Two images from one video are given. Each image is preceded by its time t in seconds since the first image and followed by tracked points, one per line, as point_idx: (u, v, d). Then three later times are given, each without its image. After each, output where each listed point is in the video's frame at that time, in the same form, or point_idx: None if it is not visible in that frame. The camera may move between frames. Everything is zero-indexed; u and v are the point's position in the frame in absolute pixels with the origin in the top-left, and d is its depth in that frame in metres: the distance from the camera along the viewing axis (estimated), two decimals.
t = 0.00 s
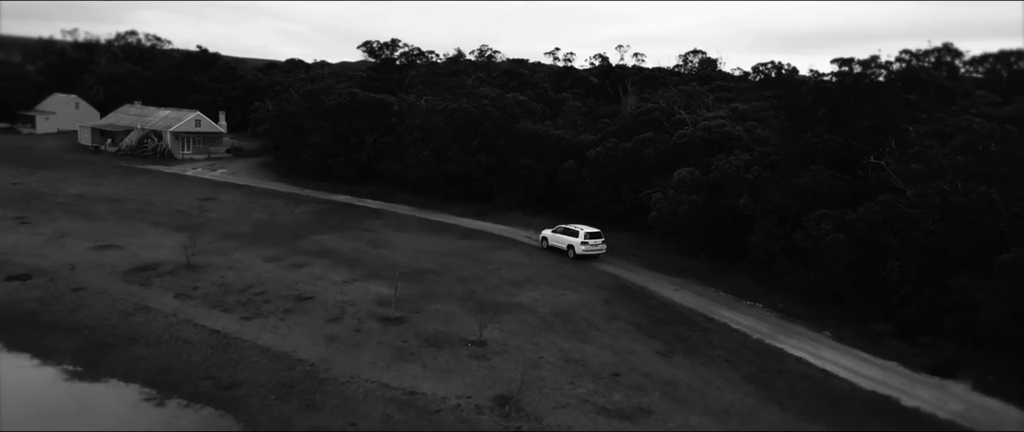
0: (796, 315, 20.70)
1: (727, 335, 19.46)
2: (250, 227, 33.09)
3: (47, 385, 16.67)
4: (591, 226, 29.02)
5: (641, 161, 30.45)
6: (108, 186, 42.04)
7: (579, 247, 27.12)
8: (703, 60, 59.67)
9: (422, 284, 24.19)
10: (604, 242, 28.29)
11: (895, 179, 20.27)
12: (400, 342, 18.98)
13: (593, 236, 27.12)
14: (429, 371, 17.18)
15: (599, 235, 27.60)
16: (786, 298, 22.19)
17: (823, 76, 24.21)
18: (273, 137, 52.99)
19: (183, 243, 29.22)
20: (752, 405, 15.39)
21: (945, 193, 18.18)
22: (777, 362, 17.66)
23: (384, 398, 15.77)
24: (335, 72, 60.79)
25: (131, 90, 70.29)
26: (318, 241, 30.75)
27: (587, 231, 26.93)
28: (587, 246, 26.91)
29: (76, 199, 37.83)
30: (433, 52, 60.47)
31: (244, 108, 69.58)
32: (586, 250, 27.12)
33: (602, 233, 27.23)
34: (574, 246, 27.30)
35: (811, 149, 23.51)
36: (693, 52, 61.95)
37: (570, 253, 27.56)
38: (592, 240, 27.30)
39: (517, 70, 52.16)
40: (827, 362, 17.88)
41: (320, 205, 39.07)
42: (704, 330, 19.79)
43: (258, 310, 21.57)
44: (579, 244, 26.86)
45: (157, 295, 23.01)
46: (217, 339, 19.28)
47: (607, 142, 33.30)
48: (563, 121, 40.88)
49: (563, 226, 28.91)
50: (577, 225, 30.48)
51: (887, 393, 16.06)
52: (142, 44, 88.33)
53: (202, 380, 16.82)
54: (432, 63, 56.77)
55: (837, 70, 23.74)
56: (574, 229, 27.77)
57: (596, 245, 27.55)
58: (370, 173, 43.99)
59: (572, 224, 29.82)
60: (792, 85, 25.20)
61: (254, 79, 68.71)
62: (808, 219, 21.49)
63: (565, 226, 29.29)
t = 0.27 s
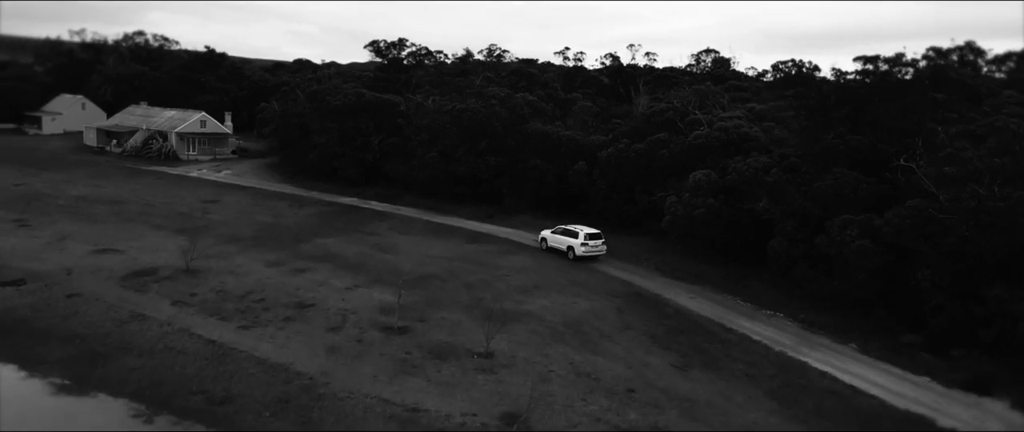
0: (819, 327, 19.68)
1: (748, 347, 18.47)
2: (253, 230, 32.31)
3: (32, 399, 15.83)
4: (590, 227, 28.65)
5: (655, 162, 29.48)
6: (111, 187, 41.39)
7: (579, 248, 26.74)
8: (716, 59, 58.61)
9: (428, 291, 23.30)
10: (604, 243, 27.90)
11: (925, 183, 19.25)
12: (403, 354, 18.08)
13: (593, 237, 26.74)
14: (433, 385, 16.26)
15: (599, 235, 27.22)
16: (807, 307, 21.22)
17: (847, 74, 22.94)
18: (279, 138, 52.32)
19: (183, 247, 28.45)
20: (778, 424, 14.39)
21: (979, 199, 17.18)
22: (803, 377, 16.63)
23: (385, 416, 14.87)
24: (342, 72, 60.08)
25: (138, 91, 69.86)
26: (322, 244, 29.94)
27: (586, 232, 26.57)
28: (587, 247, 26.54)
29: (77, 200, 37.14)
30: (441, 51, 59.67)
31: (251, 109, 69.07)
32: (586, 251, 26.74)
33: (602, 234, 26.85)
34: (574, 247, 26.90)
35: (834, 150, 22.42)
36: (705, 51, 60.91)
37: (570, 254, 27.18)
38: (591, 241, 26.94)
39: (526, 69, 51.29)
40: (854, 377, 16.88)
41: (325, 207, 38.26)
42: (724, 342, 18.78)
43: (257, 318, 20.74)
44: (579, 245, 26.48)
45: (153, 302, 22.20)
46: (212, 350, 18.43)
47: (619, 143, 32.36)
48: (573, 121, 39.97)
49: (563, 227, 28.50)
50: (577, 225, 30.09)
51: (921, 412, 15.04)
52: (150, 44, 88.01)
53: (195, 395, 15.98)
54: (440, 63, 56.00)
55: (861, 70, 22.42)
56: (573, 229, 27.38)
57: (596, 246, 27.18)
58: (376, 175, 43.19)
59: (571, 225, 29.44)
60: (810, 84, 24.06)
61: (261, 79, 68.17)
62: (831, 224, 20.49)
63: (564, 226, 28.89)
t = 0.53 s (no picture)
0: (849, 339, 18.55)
1: (773, 361, 17.35)
2: (256, 233, 31.44)
3: (12, 415, 14.93)
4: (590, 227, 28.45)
5: (671, 164, 28.40)
6: (115, 189, 40.66)
7: (579, 249, 26.53)
8: (732, 59, 57.34)
9: (435, 299, 22.31)
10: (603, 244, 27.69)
11: (962, 189, 18.10)
12: (407, 367, 17.09)
13: (593, 238, 26.54)
14: (437, 403, 15.24)
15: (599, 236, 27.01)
16: (834, 319, 20.09)
17: (876, 71, 21.69)
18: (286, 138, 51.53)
19: (184, 251, 27.61)
20: None
21: None
22: (834, 396, 15.49)
23: None
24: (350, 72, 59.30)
25: (147, 91, 69.34)
26: (326, 249, 29.03)
27: (586, 232, 26.37)
28: (587, 248, 26.34)
29: (79, 202, 36.39)
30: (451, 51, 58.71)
31: (259, 109, 68.44)
32: (586, 251, 26.53)
33: (601, 234, 26.64)
34: (574, 247, 26.68)
35: (863, 153, 21.26)
36: (721, 50, 59.64)
37: (569, 255, 26.95)
38: (591, 242, 26.78)
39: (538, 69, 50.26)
40: (889, 395, 15.75)
41: (331, 209, 37.37)
42: (747, 356, 17.67)
43: (254, 327, 19.81)
44: (579, 246, 26.25)
45: (148, 310, 21.32)
46: (206, 362, 17.49)
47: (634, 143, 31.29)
48: (586, 121, 38.91)
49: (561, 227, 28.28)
50: (576, 225, 29.89)
51: None
52: (159, 44, 87.61)
53: (184, 412, 15.05)
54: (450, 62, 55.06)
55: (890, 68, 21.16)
56: (572, 230, 27.18)
57: (595, 246, 26.98)
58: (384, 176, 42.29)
59: (570, 225, 29.22)
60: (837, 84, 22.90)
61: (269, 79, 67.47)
62: (860, 231, 19.36)
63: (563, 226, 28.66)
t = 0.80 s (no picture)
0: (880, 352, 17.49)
1: (801, 377, 16.30)
2: (261, 236, 30.65)
3: None
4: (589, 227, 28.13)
5: (688, 165, 27.38)
6: (120, 190, 40.01)
7: (579, 249, 26.20)
8: (747, 57, 56.20)
9: (443, 306, 21.41)
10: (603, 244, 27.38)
11: (1003, 194, 17.01)
12: (412, 381, 16.16)
13: (593, 238, 26.22)
14: (444, 421, 14.30)
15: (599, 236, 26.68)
16: (863, 330, 19.04)
17: (907, 69, 20.44)
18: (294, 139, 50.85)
19: (186, 255, 26.84)
20: None
21: None
22: (869, 415, 14.42)
23: None
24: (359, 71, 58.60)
25: (156, 91, 68.84)
26: (332, 253, 28.19)
27: (586, 233, 26.06)
28: (587, 248, 26.01)
29: (83, 204, 35.72)
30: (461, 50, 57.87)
31: (268, 109, 67.88)
32: (586, 252, 26.19)
33: (602, 235, 26.32)
34: (574, 248, 26.34)
35: (893, 154, 20.16)
36: (736, 49, 58.51)
37: (569, 256, 26.61)
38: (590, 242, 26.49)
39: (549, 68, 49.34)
40: (928, 414, 14.67)
41: (338, 211, 36.55)
42: (773, 371, 16.61)
43: (254, 337, 18.97)
44: (579, 246, 25.92)
45: (145, 317, 20.51)
46: (201, 374, 16.64)
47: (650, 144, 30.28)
48: (599, 121, 37.94)
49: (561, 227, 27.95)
50: (575, 225, 29.57)
51: None
52: (169, 44, 87.31)
53: (176, 430, 14.18)
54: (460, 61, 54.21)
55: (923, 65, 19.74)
56: (572, 230, 26.85)
57: (596, 247, 26.66)
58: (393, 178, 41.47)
59: (569, 225, 28.89)
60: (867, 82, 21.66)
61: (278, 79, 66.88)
62: (892, 237, 18.29)
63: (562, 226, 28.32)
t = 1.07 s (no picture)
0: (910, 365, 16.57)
1: (829, 392, 15.38)
2: (266, 239, 29.99)
3: None
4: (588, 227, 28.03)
5: (704, 167, 26.44)
6: (125, 191, 39.47)
7: (579, 250, 26.11)
8: (762, 56, 55.15)
9: (450, 313, 20.63)
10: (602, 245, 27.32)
11: None
12: (417, 395, 15.36)
13: (593, 239, 26.15)
14: None
15: (599, 237, 26.64)
16: (891, 342, 18.06)
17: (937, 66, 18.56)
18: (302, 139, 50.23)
19: (188, 259, 26.18)
20: None
21: None
22: None
23: None
24: (367, 71, 57.96)
25: (164, 91, 68.42)
26: (337, 256, 27.47)
27: (587, 233, 25.98)
28: (588, 249, 25.95)
29: (87, 206, 35.16)
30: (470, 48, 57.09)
31: (276, 109, 67.36)
32: (586, 252, 26.11)
33: (602, 235, 26.26)
34: (574, 248, 26.24)
35: (922, 155, 19.10)
36: (750, 47, 57.45)
37: (569, 256, 26.50)
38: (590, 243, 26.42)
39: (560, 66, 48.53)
40: None
41: (344, 213, 35.84)
42: (799, 386, 15.70)
43: (253, 346, 18.23)
44: (580, 247, 25.84)
45: (142, 324, 19.81)
46: (197, 386, 15.90)
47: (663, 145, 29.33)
48: (612, 121, 37.03)
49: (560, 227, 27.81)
50: (575, 225, 29.42)
51: None
52: (177, 43, 87.01)
53: None
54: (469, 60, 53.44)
55: (954, 61, 17.88)
56: (572, 230, 26.75)
57: (595, 247, 26.60)
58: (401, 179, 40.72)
59: (568, 224, 28.73)
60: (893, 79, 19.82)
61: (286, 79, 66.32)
62: (923, 244, 17.31)
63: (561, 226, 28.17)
